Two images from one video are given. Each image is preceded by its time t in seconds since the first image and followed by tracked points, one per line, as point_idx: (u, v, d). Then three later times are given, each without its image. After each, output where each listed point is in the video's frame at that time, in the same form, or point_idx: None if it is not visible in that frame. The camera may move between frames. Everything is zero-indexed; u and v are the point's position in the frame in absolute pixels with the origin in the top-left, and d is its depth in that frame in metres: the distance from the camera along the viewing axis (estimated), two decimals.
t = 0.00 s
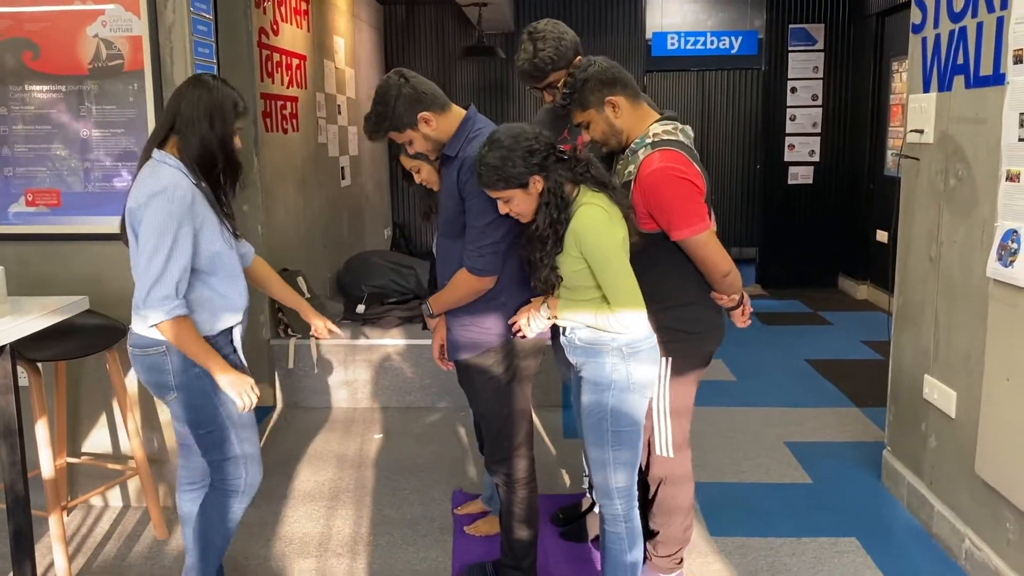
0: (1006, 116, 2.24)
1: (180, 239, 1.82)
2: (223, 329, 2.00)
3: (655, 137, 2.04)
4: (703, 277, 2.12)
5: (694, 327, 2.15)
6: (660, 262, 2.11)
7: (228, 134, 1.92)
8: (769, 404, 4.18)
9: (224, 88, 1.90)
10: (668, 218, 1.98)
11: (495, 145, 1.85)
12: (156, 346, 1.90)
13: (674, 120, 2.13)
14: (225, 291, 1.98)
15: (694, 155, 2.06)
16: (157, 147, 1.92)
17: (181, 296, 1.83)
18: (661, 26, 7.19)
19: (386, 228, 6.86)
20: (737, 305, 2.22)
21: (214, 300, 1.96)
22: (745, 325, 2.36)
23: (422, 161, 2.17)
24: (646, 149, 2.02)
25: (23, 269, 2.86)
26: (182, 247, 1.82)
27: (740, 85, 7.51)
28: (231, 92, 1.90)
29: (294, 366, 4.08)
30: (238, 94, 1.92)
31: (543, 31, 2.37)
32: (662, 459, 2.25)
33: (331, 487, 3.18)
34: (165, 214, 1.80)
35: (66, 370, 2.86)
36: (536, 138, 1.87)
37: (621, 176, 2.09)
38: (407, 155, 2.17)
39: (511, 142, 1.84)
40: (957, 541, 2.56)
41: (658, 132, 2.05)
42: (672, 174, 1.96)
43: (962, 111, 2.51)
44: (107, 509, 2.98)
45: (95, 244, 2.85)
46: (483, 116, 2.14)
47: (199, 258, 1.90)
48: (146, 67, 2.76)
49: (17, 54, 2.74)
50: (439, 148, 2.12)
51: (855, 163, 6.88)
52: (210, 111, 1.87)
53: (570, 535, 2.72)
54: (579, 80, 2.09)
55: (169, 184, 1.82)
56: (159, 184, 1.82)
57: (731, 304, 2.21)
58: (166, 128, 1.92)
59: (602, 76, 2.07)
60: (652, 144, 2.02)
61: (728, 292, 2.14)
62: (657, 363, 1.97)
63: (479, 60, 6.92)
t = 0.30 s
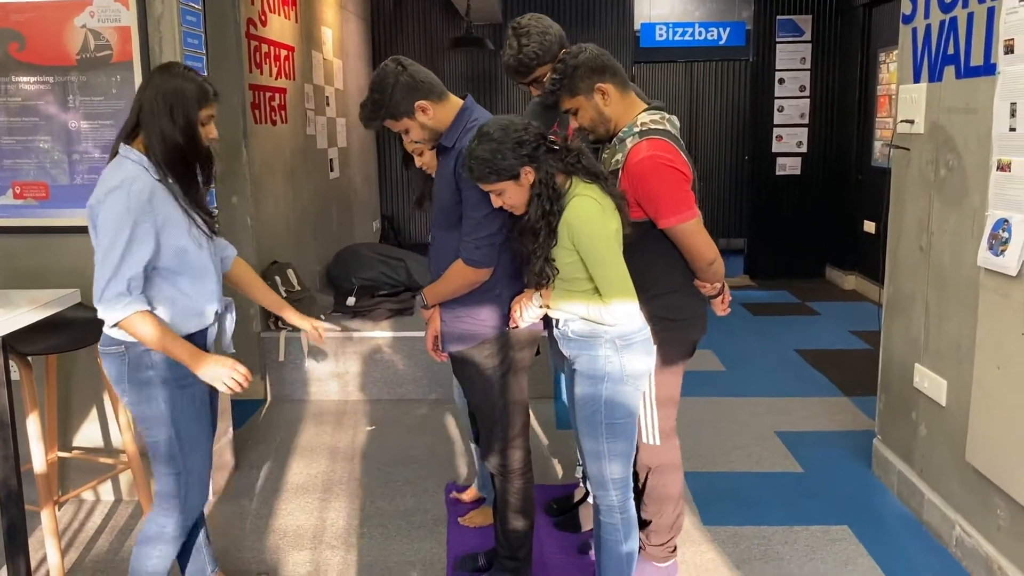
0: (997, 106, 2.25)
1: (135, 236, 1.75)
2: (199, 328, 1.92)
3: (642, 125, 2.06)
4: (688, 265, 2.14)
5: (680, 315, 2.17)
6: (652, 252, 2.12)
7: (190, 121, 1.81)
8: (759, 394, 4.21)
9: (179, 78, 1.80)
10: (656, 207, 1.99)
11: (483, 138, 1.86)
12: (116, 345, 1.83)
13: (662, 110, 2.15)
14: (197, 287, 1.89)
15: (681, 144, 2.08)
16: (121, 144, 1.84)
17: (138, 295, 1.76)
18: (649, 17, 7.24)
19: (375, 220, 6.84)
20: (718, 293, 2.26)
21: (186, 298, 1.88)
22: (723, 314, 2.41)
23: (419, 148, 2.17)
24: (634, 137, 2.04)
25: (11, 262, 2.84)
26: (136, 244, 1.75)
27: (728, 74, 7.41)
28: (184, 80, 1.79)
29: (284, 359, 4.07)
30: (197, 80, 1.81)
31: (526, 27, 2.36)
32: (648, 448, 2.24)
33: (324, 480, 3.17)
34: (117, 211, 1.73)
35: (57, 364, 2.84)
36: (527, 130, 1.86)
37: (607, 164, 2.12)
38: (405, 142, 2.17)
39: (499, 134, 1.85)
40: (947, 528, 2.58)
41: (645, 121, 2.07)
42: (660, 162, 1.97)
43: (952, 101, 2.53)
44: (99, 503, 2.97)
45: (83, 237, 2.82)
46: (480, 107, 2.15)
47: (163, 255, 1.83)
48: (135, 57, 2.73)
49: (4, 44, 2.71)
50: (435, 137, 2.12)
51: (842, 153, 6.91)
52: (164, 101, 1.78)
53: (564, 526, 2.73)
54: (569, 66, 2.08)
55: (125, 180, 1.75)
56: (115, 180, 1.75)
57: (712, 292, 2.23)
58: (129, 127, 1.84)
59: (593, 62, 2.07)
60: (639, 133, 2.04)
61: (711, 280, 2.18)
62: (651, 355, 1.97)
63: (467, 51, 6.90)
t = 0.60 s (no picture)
0: (987, 94, 2.27)
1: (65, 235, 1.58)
2: (146, 341, 1.75)
3: (627, 114, 2.06)
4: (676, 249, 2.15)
5: (672, 303, 2.18)
6: (645, 239, 2.12)
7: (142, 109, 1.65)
8: (745, 382, 4.24)
9: (132, 60, 1.65)
10: (644, 192, 1.99)
11: (490, 111, 1.86)
12: (57, 356, 1.70)
13: (645, 99, 2.15)
14: (140, 296, 1.71)
15: (667, 131, 2.08)
16: (72, 137, 1.68)
17: (67, 299, 1.59)
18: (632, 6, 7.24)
19: (358, 211, 6.80)
20: (714, 278, 2.26)
21: (128, 307, 1.71)
22: (718, 300, 2.42)
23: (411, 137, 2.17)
24: (620, 125, 2.04)
25: None
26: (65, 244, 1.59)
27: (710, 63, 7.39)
28: (136, 63, 1.64)
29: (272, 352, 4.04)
30: (153, 64, 1.66)
31: (524, 12, 2.35)
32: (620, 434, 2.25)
33: (316, 472, 3.16)
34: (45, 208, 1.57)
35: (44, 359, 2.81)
36: (535, 109, 1.86)
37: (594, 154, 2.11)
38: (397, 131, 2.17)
39: (505, 109, 1.85)
40: (937, 512, 2.62)
41: (630, 110, 2.07)
42: (648, 148, 1.97)
43: (942, 89, 2.55)
44: (88, 499, 2.94)
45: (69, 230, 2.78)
46: (475, 95, 2.13)
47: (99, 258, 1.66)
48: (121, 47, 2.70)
49: None
50: (428, 127, 2.11)
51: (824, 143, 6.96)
52: (110, 85, 1.62)
53: (558, 514, 2.74)
54: (550, 61, 2.08)
55: (57, 175, 1.59)
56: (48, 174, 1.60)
57: (706, 278, 2.25)
58: (79, 117, 1.68)
59: (572, 57, 2.06)
60: (625, 121, 2.04)
61: (704, 265, 2.20)
62: (649, 345, 1.98)
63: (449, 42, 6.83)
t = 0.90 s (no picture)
0: (973, 74, 2.28)
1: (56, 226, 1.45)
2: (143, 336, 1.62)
3: (620, 95, 2.05)
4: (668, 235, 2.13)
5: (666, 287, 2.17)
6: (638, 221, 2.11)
7: (128, 83, 1.51)
8: (726, 366, 4.26)
9: (117, 33, 1.51)
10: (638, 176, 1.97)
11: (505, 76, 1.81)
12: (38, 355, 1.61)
13: (639, 81, 2.13)
14: (136, 289, 1.58)
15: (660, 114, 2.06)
16: (58, 117, 1.54)
17: (66, 294, 1.47)
18: None
19: (332, 201, 6.73)
20: (701, 265, 2.26)
21: (123, 301, 1.57)
22: (706, 288, 2.39)
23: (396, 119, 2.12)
24: (612, 107, 2.03)
25: None
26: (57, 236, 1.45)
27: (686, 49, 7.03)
28: (119, 35, 1.50)
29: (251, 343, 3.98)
30: (142, 35, 1.52)
31: None
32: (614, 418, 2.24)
33: (300, 464, 3.12)
34: (32, 197, 1.44)
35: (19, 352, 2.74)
36: (539, 90, 1.78)
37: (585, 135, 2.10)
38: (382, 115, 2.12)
39: (519, 82, 1.78)
40: (923, 490, 2.65)
41: (623, 91, 2.05)
42: (642, 132, 1.95)
43: (926, 70, 2.56)
44: (68, 495, 2.88)
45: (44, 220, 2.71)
46: (461, 78, 2.09)
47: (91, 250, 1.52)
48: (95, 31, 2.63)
49: None
50: (415, 111, 2.07)
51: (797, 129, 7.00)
52: (93, 59, 1.48)
53: (547, 500, 2.73)
54: (543, 40, 2.07)
55: (43, 160, 1.45)
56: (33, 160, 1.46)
57: (694, 263, 2.24)
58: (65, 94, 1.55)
59: (566, 35, 2.04)
60: (618, 103, 2.03)
61: (692, 252, 2.19)
62: (644, 331, 1.95)
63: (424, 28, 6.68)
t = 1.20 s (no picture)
0: (956, 51, 2.26)
1: (39, 213, 1.30)
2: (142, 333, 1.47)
3: (610, 71, 1.99)
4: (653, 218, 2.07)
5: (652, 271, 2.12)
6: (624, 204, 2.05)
7: (115, 61, 1.37)
8: (699, 351, 4.23)
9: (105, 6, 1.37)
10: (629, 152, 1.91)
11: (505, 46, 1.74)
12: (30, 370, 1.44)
13: (628, 57, 2.07)
14: (135, 281, 1.43)
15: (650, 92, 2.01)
16: (44, 98, 1.41)
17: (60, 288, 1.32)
18: None
19: (292, 190, 6.57)
20: (683, 251, 2.21)
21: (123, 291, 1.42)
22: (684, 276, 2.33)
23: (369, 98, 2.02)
24: (603, 83, 1.97)
25: None
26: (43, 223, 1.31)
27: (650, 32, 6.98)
28: (106, 8, 1.36)
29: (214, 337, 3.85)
30: (130, 8, 1.38)
31: None
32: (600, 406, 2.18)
33: (271, 461, 3.02)
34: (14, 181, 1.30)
35: None
36: (534, 66, 1.71)
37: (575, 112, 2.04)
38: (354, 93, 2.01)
39: (515, 54, 1.71)
40: (906, 471, 2.63)
41: (613, 66, 1.99)
42: (634, 108, 1.90)
43: (905, 47, 2.53)
44: (27, 499, 2.74)
45: None
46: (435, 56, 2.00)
47: (84, 241, 1.38)
48: (46, 12, 2.49)
49: None
50: (388, 91, 1.98)
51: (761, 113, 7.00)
52: (77, 34, 1.35)
53: (528, 491, 2.67)
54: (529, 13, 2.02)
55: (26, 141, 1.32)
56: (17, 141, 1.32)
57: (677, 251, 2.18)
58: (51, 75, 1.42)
59: (553, 9, 1.99)
60: (608, 78, 1.97)
61: (676, 237, 2.13)
62: (632, 317, 1.89)
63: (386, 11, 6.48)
